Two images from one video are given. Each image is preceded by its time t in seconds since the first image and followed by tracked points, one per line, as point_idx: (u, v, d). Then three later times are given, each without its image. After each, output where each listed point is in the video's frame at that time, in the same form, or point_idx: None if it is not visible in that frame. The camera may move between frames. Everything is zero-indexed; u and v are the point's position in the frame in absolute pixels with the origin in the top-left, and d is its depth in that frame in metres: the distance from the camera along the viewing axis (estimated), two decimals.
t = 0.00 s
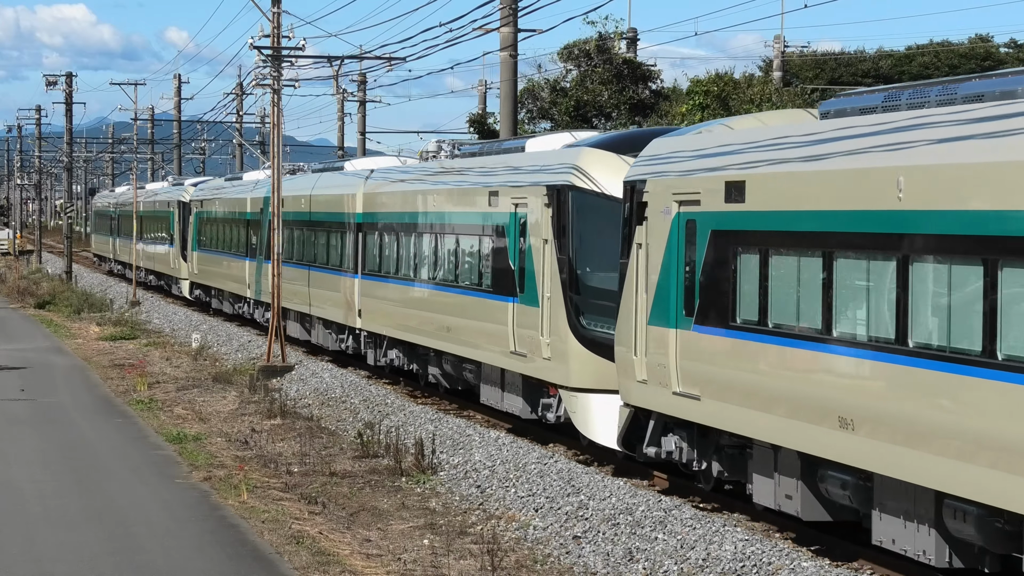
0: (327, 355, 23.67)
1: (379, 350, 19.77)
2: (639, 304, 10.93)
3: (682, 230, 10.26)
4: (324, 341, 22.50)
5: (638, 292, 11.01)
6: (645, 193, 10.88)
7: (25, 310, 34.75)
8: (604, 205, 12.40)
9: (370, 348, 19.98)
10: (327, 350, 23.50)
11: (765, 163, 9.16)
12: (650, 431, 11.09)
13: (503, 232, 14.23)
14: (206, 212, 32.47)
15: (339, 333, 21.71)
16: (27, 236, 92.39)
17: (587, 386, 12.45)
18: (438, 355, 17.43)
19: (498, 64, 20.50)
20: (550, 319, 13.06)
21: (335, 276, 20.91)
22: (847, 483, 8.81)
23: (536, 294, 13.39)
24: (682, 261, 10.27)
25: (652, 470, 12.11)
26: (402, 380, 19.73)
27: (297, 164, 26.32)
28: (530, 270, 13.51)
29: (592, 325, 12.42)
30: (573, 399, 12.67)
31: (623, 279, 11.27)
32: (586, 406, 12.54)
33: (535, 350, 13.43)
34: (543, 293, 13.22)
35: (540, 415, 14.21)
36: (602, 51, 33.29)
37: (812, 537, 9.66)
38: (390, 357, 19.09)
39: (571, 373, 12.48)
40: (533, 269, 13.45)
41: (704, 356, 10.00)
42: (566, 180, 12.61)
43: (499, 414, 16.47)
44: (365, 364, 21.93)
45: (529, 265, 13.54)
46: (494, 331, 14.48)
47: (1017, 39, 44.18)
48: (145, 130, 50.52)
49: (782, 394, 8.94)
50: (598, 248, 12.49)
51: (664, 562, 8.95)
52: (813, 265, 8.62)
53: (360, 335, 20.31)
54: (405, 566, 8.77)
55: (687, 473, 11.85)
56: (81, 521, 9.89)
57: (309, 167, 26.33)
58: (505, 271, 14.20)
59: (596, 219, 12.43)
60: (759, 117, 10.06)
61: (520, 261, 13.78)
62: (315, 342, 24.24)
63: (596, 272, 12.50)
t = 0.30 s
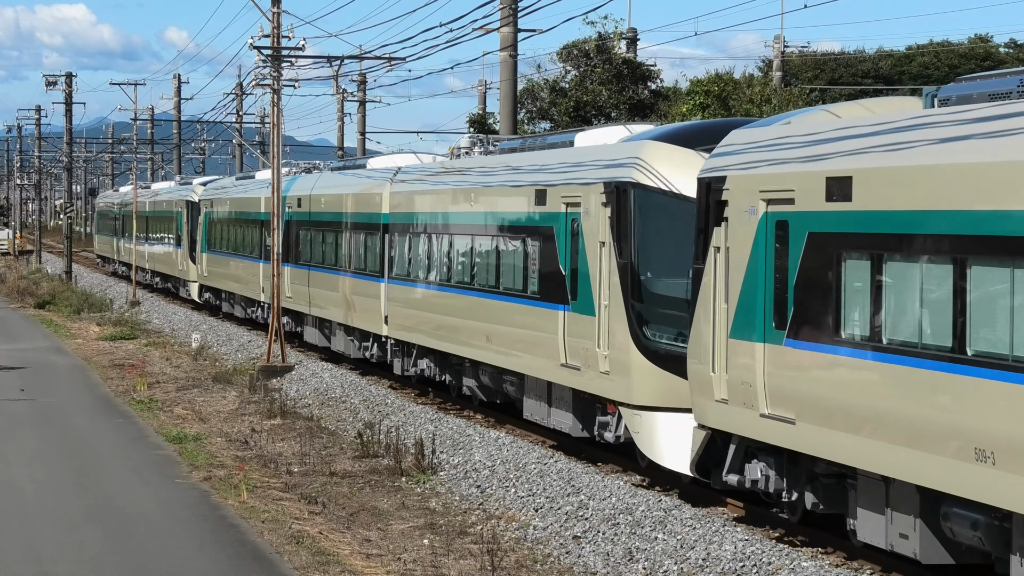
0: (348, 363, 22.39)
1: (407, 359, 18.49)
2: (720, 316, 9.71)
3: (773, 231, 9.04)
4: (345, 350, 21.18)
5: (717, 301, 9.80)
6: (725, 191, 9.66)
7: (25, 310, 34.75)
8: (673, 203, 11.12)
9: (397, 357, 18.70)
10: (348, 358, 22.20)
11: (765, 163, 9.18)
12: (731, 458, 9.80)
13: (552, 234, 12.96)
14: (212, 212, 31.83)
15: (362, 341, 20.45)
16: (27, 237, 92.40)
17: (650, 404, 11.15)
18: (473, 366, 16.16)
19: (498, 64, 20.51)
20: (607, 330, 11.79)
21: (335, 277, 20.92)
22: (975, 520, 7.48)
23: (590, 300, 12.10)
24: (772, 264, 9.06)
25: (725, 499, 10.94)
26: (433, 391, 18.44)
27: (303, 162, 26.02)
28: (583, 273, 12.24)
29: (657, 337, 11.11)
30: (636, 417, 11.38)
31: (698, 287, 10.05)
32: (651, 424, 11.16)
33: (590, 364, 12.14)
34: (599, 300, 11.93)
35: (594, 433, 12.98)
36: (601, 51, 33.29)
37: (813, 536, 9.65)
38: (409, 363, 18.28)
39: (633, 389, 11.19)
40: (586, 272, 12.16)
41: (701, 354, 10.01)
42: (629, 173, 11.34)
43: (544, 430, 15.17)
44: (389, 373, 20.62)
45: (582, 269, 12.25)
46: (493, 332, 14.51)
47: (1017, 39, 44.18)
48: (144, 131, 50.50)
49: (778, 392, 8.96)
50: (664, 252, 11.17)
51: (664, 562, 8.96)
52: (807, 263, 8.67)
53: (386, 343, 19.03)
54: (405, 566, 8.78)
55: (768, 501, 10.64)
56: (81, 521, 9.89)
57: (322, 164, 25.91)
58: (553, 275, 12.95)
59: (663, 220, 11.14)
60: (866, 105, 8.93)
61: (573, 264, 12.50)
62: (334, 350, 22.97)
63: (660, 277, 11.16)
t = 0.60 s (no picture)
0: (375, 372, 21.07)
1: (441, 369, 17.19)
2: (819, 329, 8.19)
3: (888, 235, 7.54)
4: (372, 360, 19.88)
5: (816, 313, 8.27)
6: (826, 187, 8.16)
7: (26, 310, 34.79)
8: (759, 206, 9.80)
9: (431, 368, 17.40)
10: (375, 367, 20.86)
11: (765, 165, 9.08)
12: (833, 492, 8.33)
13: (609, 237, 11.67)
14: (222, 211, 30.77)
15: (389, 352, 19.17)
16: (27, 236, 92.48)
17: (728, 425, 9.79)
18: (515, 379, 14.84)
19: (498, 64, 20.50)
20: (676, 344, 10.44)
21: (335, 277, 20.91)
22: None
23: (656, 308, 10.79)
24: (886, 273, 7.56)
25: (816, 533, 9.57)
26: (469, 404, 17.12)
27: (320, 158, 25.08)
28: (648, 277, 10.92)
29: (734, 350, 9.79)
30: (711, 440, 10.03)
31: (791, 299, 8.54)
32: (731, 446, 9.81)
33: (656, 382, 10.78)
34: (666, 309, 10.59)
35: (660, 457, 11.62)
36: (601, 50, 33.29)
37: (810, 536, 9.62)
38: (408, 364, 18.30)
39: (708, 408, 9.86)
40: (653, 277, 10.84)
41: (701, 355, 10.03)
42: (704, 168, 10.03)
43: (597, 449, 13.83)
44: (420, 383, 19.28)
45: (647, 274, 10.93)
46: (493, 332, 14.51)
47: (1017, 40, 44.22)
48: (145, 131, 50.56)
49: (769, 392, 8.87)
50: (746, 256, 9.85)
51: (664, 562, 8.96)
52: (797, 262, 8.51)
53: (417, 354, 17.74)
54: (405, 566, 8.78)
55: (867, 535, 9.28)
56: (81, 522, 9.89)
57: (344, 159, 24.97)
58: (610, 279, 11.66)
59: (746, 222, 9.82)
60: (1002, 88, 7.15)
61: (635, 271, 11.19)
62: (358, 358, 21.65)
63: (743, 285, 9.85)
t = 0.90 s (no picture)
0: (401, 383, 19.76)
1: (478, 382, 15.91)
2: (948, 346, 6.91)
3: None
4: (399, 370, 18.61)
5: (946, 327, 6.96)
6: (956, 183, 6.89)
7: (25, 310, 34.79)
8: (870, 204, 8.48)
9: (468, 380, 16.13)
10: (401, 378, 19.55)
11: (767, 164, 9.18)
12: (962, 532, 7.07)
13: (681, 239, 10.41)
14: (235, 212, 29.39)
15: (419, 362, 17.89)
16: (27, 236, 92.48)
17: (828, 452, 8.52)
18: (564, 394, 13.56)
19: (498, 64, 20.49)
20: (766, 360, 9.17)
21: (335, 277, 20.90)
22: None
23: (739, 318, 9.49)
24: None
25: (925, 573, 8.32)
26: (509, 420, 15.81)
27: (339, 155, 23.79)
28: (728, 282, 9.68)
29: (838, 369, 8.48)
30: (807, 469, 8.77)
31: (912, 313, 7.22)
32: (832, 477, 8.51)
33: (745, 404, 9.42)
34: (752, 320, 9.32)
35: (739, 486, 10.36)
36: (601, 51, 33.29)
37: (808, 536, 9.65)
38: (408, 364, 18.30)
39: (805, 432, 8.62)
40: (735, 284, 9.57)
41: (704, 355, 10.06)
42: (802, 159, 8.77)
43: (616, 456, 13.38)
44: (452, 396, 17.94)
45: (729, 281, 9.65)
46: (493, 332, 14.52)
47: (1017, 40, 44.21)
48: (145, 130, 50.60)
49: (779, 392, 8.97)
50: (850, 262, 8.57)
51: (664, 562, 8.95)
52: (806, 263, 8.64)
53: (452, 365, 16.47)
54: (405, 566, 8.77)
55: None
56: (80, 522, 9.89)
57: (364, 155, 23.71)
58: (681, 285, 10.42)
59: (852, 223, 8.53)
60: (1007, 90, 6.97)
61: (685, 276, 10.36)
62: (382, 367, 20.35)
63: (850, 295, 8.53)
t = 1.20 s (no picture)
0: (430, 395, 18.52)
1: (520, 396, 14.66)
2: None
3: None
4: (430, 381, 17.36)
5: None
6: None
7: (25, 310, 34.77)
8: (1014, 200, 7.18)
9: (509, 393, 14.89)
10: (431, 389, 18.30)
11: (766, 164, 9.25)
12: None
13: (772, 243, 9.12)
14: (248, 212, 28.02)
15: (453, 374, 16.64)
16: (27, 236, 92.46)
17: (955, 487, 7.32)
18: (622, 412, 12.31)
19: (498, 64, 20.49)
20: (877, 378, 7.93)
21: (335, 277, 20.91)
22: None
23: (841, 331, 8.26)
24: None
25: None
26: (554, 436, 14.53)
27: (357, 153, 22.50)
28: (829, 288, 8.41)
29: (970, 392, 7.25)
30: (932, 506, 7.53)
31: None
32: (962, 517, 7.32)
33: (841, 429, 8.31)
34: (859, 333, 8.08)
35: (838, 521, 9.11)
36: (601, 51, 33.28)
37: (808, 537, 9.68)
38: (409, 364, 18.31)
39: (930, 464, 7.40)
40: (837, 290, 8.31)
41: (704, 355, 10.07)
42: (925, 148, 7.56)
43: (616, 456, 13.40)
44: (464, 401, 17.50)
45: (832, 289, 8.36)
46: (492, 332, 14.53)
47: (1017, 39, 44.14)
48: (145, 130, 50.56)
49: (781, 393, 9.01)
50: (986, 269, 7.28)
51: (663, 562, 8.95)
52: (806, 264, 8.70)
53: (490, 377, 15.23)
54: (405, 566, 8.77)
55: None
56: (81, 522, 9.89)
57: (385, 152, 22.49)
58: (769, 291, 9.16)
59: (987, 222, 7.26)
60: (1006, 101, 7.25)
61: (683, 277, 10.42)
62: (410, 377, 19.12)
63: (981, 306, 7.26)
